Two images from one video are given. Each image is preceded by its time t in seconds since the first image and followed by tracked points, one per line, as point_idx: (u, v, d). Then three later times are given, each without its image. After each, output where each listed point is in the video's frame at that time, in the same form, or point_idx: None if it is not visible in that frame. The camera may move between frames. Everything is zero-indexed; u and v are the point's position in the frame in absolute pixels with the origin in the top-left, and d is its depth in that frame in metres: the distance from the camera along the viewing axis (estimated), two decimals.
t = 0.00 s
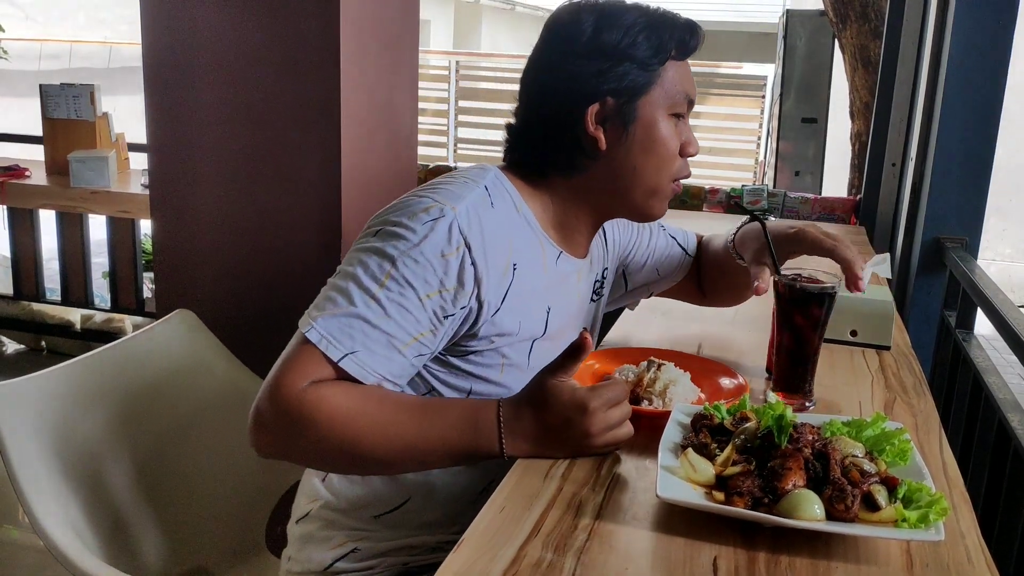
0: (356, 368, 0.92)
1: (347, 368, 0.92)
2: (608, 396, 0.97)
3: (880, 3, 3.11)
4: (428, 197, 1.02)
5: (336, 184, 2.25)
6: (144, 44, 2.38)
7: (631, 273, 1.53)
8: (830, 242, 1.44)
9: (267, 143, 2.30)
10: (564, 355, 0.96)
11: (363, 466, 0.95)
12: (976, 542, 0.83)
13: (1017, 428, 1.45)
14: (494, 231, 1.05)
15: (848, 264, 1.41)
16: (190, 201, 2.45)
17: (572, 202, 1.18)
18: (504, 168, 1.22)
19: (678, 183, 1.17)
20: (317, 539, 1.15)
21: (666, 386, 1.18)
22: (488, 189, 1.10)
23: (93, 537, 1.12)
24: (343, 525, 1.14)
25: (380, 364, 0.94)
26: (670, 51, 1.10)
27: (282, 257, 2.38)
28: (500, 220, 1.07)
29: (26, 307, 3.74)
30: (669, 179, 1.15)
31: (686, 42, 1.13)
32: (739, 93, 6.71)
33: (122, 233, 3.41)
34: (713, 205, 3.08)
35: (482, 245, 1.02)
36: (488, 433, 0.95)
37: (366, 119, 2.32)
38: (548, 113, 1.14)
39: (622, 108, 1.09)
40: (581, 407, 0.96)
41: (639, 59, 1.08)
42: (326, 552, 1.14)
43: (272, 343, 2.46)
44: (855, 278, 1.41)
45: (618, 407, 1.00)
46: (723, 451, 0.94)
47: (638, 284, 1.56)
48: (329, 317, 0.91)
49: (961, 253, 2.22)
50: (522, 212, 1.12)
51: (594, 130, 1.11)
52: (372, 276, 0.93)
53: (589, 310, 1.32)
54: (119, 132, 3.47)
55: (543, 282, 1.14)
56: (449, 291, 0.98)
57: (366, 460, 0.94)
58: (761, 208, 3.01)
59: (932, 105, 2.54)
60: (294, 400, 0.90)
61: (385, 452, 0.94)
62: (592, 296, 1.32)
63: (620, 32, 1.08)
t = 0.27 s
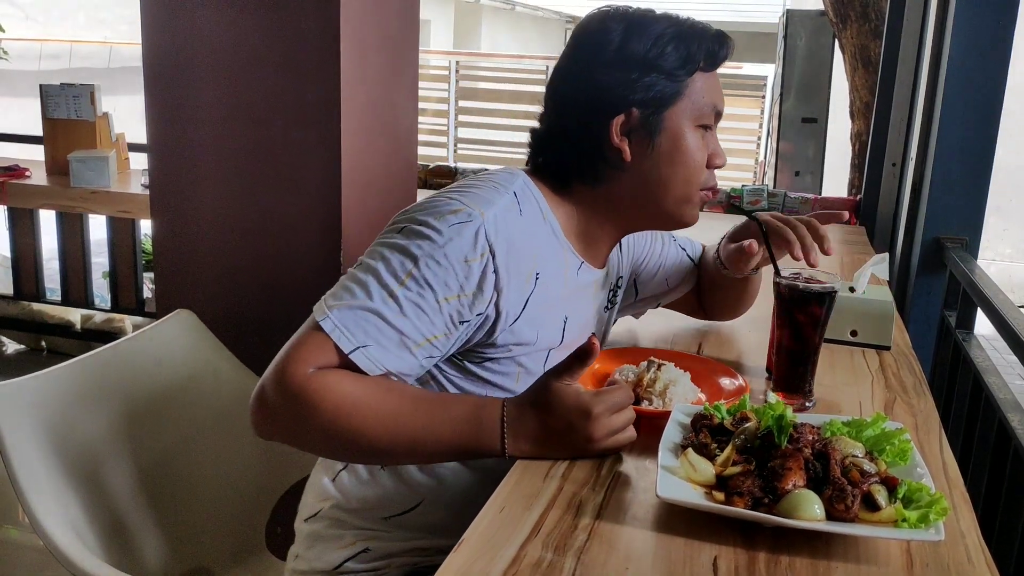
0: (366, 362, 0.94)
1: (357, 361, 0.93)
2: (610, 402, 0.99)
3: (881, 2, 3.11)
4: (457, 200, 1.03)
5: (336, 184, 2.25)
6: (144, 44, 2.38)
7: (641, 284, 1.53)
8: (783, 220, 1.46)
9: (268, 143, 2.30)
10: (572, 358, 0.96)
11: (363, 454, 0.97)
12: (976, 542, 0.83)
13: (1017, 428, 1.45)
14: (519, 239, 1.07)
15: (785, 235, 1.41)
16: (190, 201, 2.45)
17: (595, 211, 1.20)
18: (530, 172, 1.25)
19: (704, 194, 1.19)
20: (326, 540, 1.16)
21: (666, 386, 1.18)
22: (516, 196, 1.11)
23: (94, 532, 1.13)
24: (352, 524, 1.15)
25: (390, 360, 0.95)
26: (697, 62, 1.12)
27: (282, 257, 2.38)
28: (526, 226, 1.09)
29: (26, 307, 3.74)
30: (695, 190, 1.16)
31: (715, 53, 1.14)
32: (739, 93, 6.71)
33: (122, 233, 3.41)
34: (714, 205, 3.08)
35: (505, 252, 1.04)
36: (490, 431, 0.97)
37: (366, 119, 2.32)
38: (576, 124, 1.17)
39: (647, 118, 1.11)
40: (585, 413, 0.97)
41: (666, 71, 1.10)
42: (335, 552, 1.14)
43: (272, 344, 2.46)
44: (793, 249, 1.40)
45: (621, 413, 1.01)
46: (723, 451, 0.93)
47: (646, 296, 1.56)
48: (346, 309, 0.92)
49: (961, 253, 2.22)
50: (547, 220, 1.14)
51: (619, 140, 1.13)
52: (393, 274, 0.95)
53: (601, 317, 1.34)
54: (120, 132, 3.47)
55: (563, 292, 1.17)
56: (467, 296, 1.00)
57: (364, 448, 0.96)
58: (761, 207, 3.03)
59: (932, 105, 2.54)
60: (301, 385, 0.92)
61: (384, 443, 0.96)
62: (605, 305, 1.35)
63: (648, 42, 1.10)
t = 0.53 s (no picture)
0: (367, 368, 0.94)
1: (358, 366, 0.94)
2: (609, 403, 0.99)
3: (881, 2, 3.11)
4: (462, 206, 1.03)
5: (336, 184, 2.25)
6: (144, 44, 2.38)
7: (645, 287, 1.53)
8: (775, 217, 1.49)
9: (268, 143, 2.30)
10: (571, 359, 0.95)
11: (361, 456, 0.97)
12: (975, 542, 0.83)
13: (1017, 429, 1.45)
14: (524, 247, 1.07)
15: (773, 229, 1.43)
16: (190, 201, 2.45)
17: (594, 214, 1.20)
18: (531, 173, 1.25)
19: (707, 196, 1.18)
20: (330, 541, 1.16)
21: (666, 386, 1.18)
22: (521, 202, 1.11)
23: (93, 534, 1.13)
24: (357, 526, 1.15)
25: (390, 366, 0.96)
26: (697, 62, 1.12)
27: (282, 257, 2.38)
28: (530, 234, 1.09)
29: (26, 307, 3.74)
30: (696, 192, 1.16)
31: (714, 52, 1.14)
32: (739, 93, 6.71)
33: (122, 233, 3.41)
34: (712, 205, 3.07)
35: (509, 260, 1.04)
36: (490, 432, 0.98)
37: (366, 119, 2.32)
38: (576, 128, 1.17)
39: (644, 119, 1.11)
40: (585, 414, 0.97)
41: (664, 72, 1.10)
42: (340, 554, 1.14)
43: (273, 344, 2.46)
44: (773, 246, 1.42)
45: (621, 414, 1.01)
46: (723, 451, 0.94)
47: (649, 299, 1.56)
48: (348, 315, 0.93)
49: (961, 253, 2.22)
50: (551, 226, 1.14)
51: (616, 143, 1.14)
52: (397, 281, 0.95)
53: (604, 323, 1.34)
54: (120, 132, 3.47)
55: (565, 299, 1.17)
56: (469, 304, 1.00)
57: (363, 450, 0.96)
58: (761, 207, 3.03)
59: (932, 105, 2.54)
60: (300, 388, 0.92)
61: (384, 445, 0.96)
62: (608, 310, 1.35)
63: (644, 42, 1.10)
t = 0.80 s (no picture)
0: (366, 372, 0.94)
1: (357, 371, 0.94)
2: (610, 403, 0.99)
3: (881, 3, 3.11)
4: (461, 210, 1.03)
5: (336, 184, 2.25)
6: (144, 44, 2.38)
7: (647, 288, 1.54)
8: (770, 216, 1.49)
9: (268, 143, 2.30)
10: (570, 359, 0.95)
11: (361, 459, 0.97)
12: (976, 542, 0.83)
13: (1017, 429, 1.45)
14: (523, 250, 1.07)
15: (767, 230, 1.43)
16: (190, 201, 2.45)
17: (592, 216, 1.20)
18: (528, 174, 1.25)
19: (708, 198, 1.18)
20: (331, 542, 1.15)
21: (666, 386, 1.18)
22: (520, 205, 1.11)
23: (94, 535, 1.13)
24: (358, 527, 1.15)
25: (390, 370, 0.96)
26: (693, 62, 1.12)
27: (282, 257, 2.38)
28: (529, 237, 1.09)
29: (26, 307, 3.74)
30: (695, 195, 1.16)
31: (711, 52, 1.13)
32: (739, 93, 6.71)
33: (123, 233, 3.41)
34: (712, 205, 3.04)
35: (508, 263, 1.04)
36: (490, 433, 0.98)
37: (366, 119, 2.32)
38: (573, 130, 1.17)
39: (640, 121, 1.12)
40: (585, 414, 0.97)
41: (660, 73, 1.10)
42: (341, 555, 1.14)
43: (273, 344, 2.46)
44: (767, 247, 1.42)
45: (621, 414, 1.01)
46: (723, 451, 0.94)
47: (652, 301, 1.57)
48: (348, 320, 0.93)
49: (961, 253, 2.22)
50: (550, 229, 1.14)
51: (614, 146, 1.14)
52: (396, 286, 0.95)
53: (604, 325, 1.35)
54: (120, 132, 3.47)
55: (564, 302, 1.17)
56: (469, 308, 1.00)
57: (363, 452, 0.96)
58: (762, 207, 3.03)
59: (932, 105, 2.54)
60: (300, 392, 0.92)
61: (383, 448, 0.96)
62: (609, 311, 1.35)
63: (640, 43, 1.10)
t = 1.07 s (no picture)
0: (368, 373, 0.94)
1: (358, 371, 0.94)
2: (610, 404, 0.99)
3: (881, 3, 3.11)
4: (464, 212, 1.03)
5: (336, 184, 2.26)
6: (144, 45, 2.38)
7: (648, 289, 1.54)
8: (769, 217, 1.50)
9: (268, 144, 2.31)
10: (571, 361, 0.95)
11: (362, 458, 0.97)
12: (976, 543, 0.83)
13: (1017, 429, 1.45)
14: (525, 252, 1.07)
15: (767, 230, 1.44)
16: (190, 202, 2.45)
17: (596, 221, 1.20)
18: (532, 177, 1.25)
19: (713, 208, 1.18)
20: (331, 543, 1.16)
21: (666, 387, 1.18)
22: (522, 207, 1.11)
23: (94, 535, 1.13)
24: (359, 528, 1.15)
25: (391, 370, 0.96)
26: (707, 75, 1.12)
27: (282, 257, 2.38)
28: (531, 239, 1.09)
29: (26, 308, 3.74)
30: (701, 205, 1.16)
31: (725, 66, 1.14)
32: (739, 93, 6.71)
33: (123, 233, 3.41)
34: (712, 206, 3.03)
35: (511, 266, 1.04)
36: (491, 434, 0.98)
37: (366, 119, 2.33)
38: (582, 135, 1.17)
39: (652, 131, 1.12)
40: (586, 415, 0.97)
41: (674, 85, 1.10)
42: (341, 556, 1.14)
43: (273, 345, 2.46)
44: (767, 246, 1.44)
45: (622, 415, 1.01)
46: (723, 452, 0.94)
47: (653, 302, 1.56)
48: (350, 320, 0.93)
49: (961, 254, 2.23)
50: (551, 231, 1.15)
51: (624, 154, 1.14)
52: (399, 286, 0.95)
53: (606, 326, 1.35)
54: (120, 132, 3.47)
55: (565, 304, 1.17)
56: (471, 309, 1.00)
57: (363, 452, 0.96)
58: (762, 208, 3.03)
59: (932, 105, 2.54)
60: (301, 391, 0.92)
61: (383, 448, 0.96)
62: (611, 311, 1.35)
63: (656, 52, 1.10)
